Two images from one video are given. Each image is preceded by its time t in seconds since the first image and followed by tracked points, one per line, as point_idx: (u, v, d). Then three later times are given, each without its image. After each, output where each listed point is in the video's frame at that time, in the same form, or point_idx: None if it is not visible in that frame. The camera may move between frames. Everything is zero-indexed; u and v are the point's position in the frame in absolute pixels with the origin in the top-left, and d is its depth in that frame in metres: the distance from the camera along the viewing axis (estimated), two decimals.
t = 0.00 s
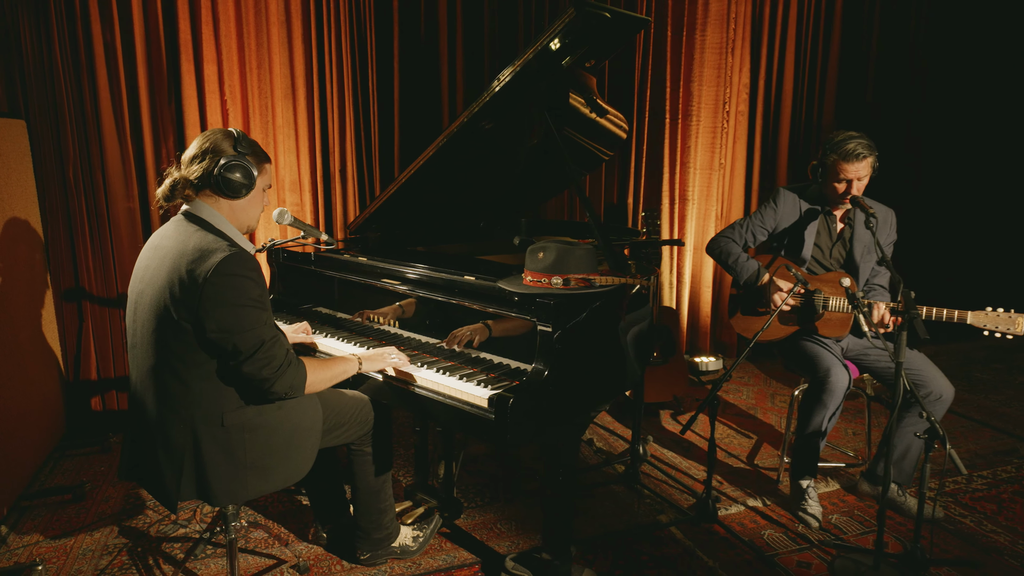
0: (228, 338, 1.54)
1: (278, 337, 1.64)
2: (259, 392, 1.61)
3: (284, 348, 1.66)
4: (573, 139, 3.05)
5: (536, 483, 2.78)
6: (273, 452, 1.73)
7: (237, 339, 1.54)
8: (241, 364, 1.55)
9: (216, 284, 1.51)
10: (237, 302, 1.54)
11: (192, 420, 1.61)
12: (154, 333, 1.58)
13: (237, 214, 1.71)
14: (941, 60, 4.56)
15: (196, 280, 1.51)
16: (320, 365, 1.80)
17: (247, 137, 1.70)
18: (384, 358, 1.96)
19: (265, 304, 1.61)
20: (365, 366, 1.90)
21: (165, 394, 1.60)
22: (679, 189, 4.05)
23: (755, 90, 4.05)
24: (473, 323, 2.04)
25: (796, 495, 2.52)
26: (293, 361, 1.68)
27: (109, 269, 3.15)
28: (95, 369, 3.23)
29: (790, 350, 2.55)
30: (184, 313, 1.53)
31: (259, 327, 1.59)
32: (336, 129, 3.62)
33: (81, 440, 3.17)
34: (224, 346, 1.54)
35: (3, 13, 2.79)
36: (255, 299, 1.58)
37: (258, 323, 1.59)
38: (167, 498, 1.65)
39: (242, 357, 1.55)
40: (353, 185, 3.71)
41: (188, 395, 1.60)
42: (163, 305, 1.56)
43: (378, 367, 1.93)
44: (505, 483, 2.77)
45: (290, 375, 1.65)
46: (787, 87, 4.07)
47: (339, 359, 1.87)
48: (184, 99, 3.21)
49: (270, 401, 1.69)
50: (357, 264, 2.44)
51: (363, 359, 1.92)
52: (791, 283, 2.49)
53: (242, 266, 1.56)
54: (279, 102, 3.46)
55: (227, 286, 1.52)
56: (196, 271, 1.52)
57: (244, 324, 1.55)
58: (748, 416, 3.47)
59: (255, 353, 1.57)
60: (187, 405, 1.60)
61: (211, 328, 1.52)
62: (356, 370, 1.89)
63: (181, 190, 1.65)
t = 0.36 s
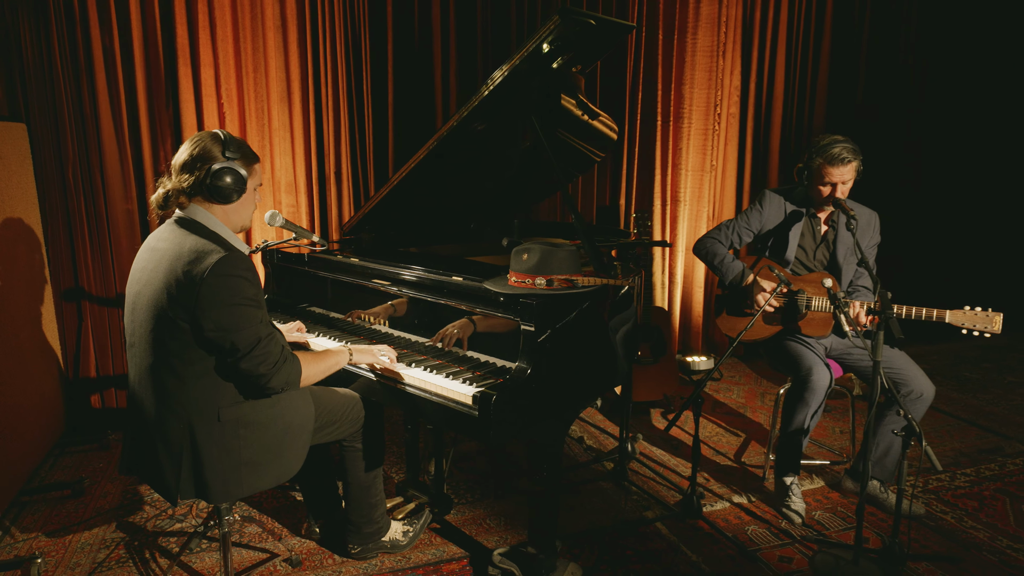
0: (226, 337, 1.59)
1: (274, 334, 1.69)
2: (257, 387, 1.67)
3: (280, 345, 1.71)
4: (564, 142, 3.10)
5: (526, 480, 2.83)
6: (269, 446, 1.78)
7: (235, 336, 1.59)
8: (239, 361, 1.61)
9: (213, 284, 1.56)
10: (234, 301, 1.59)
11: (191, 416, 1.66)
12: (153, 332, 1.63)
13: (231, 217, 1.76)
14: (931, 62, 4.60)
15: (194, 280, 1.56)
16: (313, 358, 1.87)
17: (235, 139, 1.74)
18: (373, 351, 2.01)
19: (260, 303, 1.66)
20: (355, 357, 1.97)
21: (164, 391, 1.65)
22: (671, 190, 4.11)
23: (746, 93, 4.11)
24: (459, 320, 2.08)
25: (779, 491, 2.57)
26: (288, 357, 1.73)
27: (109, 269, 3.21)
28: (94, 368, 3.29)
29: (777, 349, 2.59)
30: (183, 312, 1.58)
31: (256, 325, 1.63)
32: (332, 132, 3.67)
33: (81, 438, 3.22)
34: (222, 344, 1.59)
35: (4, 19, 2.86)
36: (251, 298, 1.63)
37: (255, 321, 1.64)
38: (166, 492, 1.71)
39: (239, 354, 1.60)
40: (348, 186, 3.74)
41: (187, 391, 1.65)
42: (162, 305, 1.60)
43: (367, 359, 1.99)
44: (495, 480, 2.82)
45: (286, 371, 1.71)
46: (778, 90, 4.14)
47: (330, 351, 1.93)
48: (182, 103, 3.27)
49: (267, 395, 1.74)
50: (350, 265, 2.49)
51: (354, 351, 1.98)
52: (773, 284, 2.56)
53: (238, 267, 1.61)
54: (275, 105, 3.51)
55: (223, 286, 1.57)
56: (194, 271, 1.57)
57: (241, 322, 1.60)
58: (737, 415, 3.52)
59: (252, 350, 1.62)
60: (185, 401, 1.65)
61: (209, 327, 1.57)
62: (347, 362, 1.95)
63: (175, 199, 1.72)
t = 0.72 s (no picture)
0: (214, 335, 1.64)
1: (261, 331, 1.75)
2: (247, 382, 1.73)
3: (267, 341, 1.76)
4: (555, 143, 3.15)
5: (516, 476, 2.88)
6: (260, 440, 1.83)
7: (223, 335, 1.65)
8: (228, 358, 1.66)
9: (200, 285, 1.61)
10: (221, 301, 1.64)
11: (181, 412, 1.71)
12: (142, 332, 1.68)
13: (213, 216, 1.80)
14: (923, 64, 4.63)
15: (180, 282, 1.61)
16: (300, 354, 1.93)
17: (213, 141, 1.78)
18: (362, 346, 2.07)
19: (246, 301, 1.71)
20: (343, 353, 2.03)
21: (155, 388, 1.71)
22: (664, 191, 4.16)
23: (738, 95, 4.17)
24: (443, 317, 2.15)
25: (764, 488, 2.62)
26: (276, 353, 1.78)
27: (108, 269, 3.28)
28: (94, 366, 3.35)
29: (761, 348, 2.63)
30: (170, 313, 1.63)
31: (243, 323, 1.69)
32: (327, 133, 3.72)
33: (81, 434, 3.29)
34: (211, 342, 1.65)
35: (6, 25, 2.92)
36: (237, 297, 1.68)
37: (242, 319, 1.69)
38: (162, 486, 1.76)
39: (228, 351, 1.66)
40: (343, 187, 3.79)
41: (177, 388, 1.70)
42: (149, 306, 1.65)
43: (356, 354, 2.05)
44: (485, 476, 2.87)
45: (274, 365, 1.77)
46: (769, 94, 4.21)
47: (317, 348, 1.99)
48: (180, 107, 3.34)
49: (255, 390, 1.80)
50: (342, 265, 2.55)
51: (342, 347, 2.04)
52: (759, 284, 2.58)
53: (223, 267, 1.66)
54: (271, 107, 3.57)
55: (210, 287, 1.63)
56: (180, 273, 1.62)
57: (227, 321, 1.66)
58: (727, 413, 3.57)
59: (241, 348, 1.67)
60: (176, 398, 1.70)
61: (197, 326, 1.62)
62: (335, 357, 2.02)
63: (156, 200, 1.76)
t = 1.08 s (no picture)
0: (214, 323, 1.70)
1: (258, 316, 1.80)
2: (244, 365, 1.79)
3: (263, 326, 1.81)
4: (549, 144, 3.20)
5: (508, 472, 2.93)
6: (263, 423, 1.88)
7: (222, 322, 1.70)
8: (229, 344, 1.73)
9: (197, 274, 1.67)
10: (218, 288, 1.70)
11: (184, 398, 1.76)
12: (139, 325, 1.72)
13: (197, 214, 1.84)
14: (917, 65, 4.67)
15: (179, 272, 1.66)
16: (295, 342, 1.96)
17: (203, 142, 1.82)
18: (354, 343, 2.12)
19: (242, 288, 1.76)
20: (337, 345, 2.08)
21: (155, 378, 1.75)
22: (658, 191, 4.21)
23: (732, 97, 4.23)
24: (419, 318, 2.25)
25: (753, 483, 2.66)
26: (272, 337, 1.83)
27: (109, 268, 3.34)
28: (95, 363, 3.41)
29: (749, 346, 2.68)
30: (169, 304, 1.68)
31: (240, 309, 1.74)
32: (325, 133, 3.77)
33: (82, 430, 3.34)
34: (211, 330, 1.70)
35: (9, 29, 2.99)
36: (233, 284, 1.74)
37: (239, 305, 1.75)
38: (172, 473, 1.81)
39: (229, 337, 1.72)
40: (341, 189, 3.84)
41: (178, 376, 1.75)
42: (145, 299, 1.69)
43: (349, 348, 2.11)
44: (479, 472, 2.92)
45: (271, 348, 1.82)
46: (762, 94, 4.26)
47: (311, 337, 2.02)
48: (180, 108, 3.40)
49: (255, 372, 1.87)
50: (337, 263, 2.60)
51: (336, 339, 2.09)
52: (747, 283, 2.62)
53: (218, 257, 1.72)
54: (270, 108, 3.62)
55: (207, 275, 1.69)
56: (177, 264, 1.67)
57: (226, 308, 1.71)
58: (720, 410, 3.61)
59: (240, 333, 1.73)
60: (177, 385, 1.75)
61: (198, 315, 1.68)
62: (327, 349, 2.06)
63: (143, 194, 1.80)
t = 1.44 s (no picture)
0: (217, 310, 1.76)
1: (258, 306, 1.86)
2: (249, 351, 1.85)
3: (263, 315, 1.88)
4: (547, 144, 3.24)
5: (506, 466, 2.97)
6: (262, 411, 1.94)
7: (225, 309, 1.76)
8: (231, 331, 1.79)
9: (201, 264, 1.73)
10: (220, 277, 1.76)
11: (187, 387, 1.81)
12: (142, 315, 1.76)
13: (199, 211, 1.89)
14: (915, 66, 4.71)
15: (181, 263, 1.72)
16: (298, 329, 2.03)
17: (205, 142, 1.88)
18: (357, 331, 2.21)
19: (243, 278, 1.83)
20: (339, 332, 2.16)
21: (157, 367, 1.79)
22: (656, 191, 4.25)
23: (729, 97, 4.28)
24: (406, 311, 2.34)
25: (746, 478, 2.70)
26: (273, 326, 1.90)
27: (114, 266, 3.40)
28: (100, 359, 3.47)
29: (742, 343, 2.70)
30: (171, 294, 1.73)
31: (241, 298, 1.80)
32: (327, 133, 3.82)
33: (88, 425, 3.40)
34: (213, 317, 1.76)
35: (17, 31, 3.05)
36: (235, 274, 1.80)
37: (240, 294, 1.81)
38: (172, 460, 1.86)
39: (231, 324, 1.78)
40: (341, 188, 3.89)
41: (181, 364, 1.80)
42: (148, 290, 1.74)
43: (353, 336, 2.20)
44: (477, 466, 2.96)
45: (275, 336, 1.88)
46: (760, 95, 4.30)
47: (314, 325, 2.09)
48: (185, 109, 3.45)
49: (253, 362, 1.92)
50: (338, 261, 2.64)
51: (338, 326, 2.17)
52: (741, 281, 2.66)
53: (220, 247, 1.78)
54: (272, 109, 3.68)
55: (209, 264, 1.75)
56: (179, 255, 1.72)
57: (226, 297, 1.77)
58: (716, 407, 3.65)
59: (241, 320, 1.79)
60: (180, 374, 1.80)
61: (201, 303, 1.74)
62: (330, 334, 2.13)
63: (147, 192, 1.85)
